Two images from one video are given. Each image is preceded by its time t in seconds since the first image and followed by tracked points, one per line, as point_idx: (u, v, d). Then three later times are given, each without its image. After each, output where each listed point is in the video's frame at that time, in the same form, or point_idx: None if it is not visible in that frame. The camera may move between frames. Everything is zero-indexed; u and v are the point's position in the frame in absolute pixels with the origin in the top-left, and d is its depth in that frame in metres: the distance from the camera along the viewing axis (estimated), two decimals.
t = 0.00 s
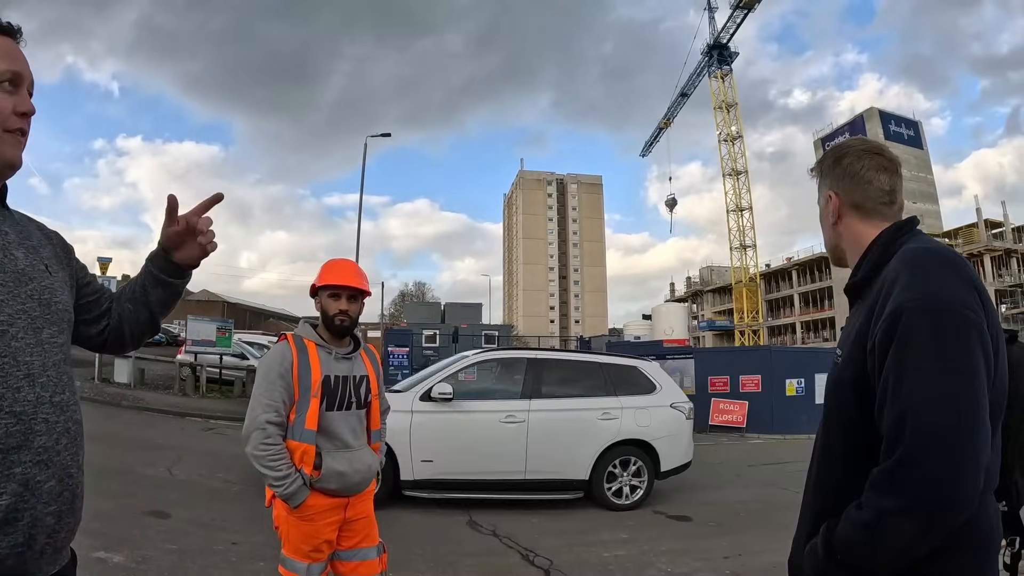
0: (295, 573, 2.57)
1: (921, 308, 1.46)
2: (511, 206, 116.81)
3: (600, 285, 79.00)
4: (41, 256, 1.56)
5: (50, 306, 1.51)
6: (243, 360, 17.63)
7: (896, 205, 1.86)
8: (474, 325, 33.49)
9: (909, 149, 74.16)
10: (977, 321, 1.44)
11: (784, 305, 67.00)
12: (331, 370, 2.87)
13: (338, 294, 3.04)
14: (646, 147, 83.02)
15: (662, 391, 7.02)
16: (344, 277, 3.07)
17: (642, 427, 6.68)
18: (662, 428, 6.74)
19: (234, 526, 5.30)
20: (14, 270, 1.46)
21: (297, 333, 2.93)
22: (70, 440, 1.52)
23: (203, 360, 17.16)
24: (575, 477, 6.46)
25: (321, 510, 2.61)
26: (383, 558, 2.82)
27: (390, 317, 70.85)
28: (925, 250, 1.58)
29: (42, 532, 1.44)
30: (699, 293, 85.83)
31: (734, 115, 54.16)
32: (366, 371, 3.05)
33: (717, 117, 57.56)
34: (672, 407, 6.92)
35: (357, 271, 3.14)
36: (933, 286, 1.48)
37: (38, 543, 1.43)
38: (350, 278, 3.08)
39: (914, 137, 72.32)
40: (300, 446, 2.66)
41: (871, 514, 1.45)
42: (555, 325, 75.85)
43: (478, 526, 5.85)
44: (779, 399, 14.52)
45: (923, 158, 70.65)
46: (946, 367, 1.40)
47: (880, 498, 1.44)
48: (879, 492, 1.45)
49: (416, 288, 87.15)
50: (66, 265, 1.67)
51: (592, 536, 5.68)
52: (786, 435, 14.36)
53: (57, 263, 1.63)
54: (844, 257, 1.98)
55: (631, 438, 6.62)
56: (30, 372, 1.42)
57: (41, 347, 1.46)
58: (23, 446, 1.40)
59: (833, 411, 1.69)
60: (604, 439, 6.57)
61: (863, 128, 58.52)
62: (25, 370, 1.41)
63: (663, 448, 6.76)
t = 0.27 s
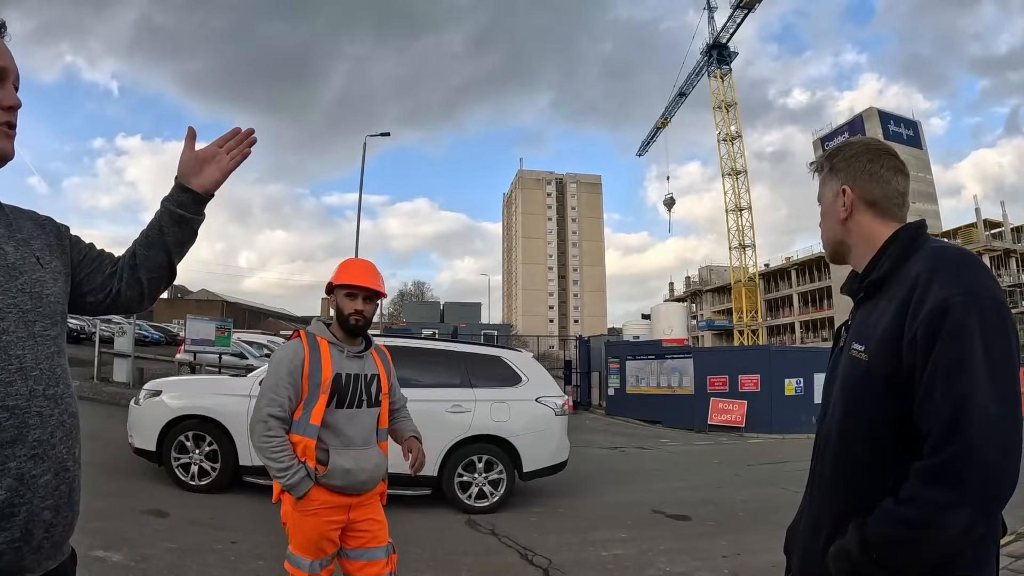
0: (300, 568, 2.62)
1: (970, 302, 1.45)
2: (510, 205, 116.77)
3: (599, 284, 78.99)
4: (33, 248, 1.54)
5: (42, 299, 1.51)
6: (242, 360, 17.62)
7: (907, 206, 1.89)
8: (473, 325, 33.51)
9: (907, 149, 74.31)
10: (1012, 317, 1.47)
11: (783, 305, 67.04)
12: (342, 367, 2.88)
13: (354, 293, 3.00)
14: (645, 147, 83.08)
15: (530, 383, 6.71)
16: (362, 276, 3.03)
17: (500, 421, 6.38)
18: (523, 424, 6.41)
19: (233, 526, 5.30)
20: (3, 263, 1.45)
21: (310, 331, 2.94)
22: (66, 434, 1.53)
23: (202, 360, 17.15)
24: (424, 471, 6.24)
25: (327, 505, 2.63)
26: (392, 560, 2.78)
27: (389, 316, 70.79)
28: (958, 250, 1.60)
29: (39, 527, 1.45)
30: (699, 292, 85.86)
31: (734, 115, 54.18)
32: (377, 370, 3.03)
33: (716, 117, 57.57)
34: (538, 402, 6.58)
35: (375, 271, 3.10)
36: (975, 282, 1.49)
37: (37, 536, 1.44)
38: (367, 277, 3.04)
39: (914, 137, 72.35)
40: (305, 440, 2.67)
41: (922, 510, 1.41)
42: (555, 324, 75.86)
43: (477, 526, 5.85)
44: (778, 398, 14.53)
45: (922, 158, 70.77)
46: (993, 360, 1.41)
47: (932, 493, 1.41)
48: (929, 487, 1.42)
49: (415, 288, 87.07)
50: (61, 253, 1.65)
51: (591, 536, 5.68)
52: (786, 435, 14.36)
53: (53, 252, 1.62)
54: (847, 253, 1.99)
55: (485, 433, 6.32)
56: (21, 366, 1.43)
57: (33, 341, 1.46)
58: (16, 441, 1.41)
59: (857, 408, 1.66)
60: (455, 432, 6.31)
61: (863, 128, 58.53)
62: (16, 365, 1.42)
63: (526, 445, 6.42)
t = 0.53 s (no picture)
0: (313, 569, 2.63)
1: (992, 300, 1.48)
2: (509, 204, 116.45)
3: (598, 284, 79.01)
4: (27, 246, 1.55)
5: (37, 297, 1.52)
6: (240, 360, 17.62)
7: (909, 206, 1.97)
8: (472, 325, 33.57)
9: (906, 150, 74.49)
10: None
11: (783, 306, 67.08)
12: (356, 362, 2.89)
13: (369, 296, 2.97)
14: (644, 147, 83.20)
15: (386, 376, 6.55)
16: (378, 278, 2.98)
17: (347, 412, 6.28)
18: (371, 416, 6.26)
19: (232, 525, 5.30)
20: None
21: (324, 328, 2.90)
22: (63, 430, 1.54)
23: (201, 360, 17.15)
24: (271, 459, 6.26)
25: (343, 502, 2.64)
26: (403, 562, 2.80)
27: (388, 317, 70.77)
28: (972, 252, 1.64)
29: (38, 523, 1.46)
30: (697, 292, 85.92)
31: (733, 115, 54.26)
32: (394, 368, 3.02)
33: (716, 118, 57.63)
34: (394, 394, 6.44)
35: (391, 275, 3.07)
36: (995, 282, 1.52)
37: (35, 532, 1.45)
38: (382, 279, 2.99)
39: (912, 137, 72.36)
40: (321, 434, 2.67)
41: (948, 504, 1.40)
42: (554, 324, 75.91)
43: (477, 525, 5.86)
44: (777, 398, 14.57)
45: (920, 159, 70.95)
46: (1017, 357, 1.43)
47: (961, 486, 1.40)
48: (956, 480, 1.41)
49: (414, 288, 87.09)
50: (56, 250, 1.65)
51: (590, 535, 5.70)
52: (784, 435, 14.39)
53: (48, 249, 1.62)
54: (855, 248, 2.00)
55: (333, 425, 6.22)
56: (18, 364, 1.44)
57: (30, 339, 1.48)
58: (14, 437, 1.42)
59: (872, 405, 1.66)
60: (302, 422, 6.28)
61: (862, 128, 58.60)
62: (13, 362, 1.43)
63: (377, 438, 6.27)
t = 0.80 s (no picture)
0: (321, 565, 2.63)
1: (1003, 298, 1.50)
2: (509, 205, 116.48)
3: (597, 285, 79.01)
4: (25, 245, 1.55)
5: (36, 297, 1.52)
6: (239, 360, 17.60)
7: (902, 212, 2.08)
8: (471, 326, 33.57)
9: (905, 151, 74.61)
10: None
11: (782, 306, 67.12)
12: (374, 359, 2.96)
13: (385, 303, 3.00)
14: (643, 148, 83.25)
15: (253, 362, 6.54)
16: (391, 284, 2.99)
17: (207, 398, 6.32)
18: (230, 403, 6.30)
19: (230, 525, 5.30)
20: None
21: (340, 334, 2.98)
22: (62, 429, 1.54)
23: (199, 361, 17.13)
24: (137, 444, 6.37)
25: (352, 496, 2.67)
26: (411, 566, 2.79)
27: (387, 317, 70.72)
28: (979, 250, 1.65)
29: (36, 521, 1.46)
30: (697, 293, 85.94)
31: (732, 116, 54.28)
32: (411, 366, 3.06)
33: (715, 118, 57.66)
34: (249, 380, 6.40)
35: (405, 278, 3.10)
36: (1004, 280, 1.54)
37: (33, 530, 1.45)
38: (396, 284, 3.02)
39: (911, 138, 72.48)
40: (332, 424, 2.76)
41: (968, 501, 1.41)
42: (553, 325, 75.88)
43: (476, 526, 5.86)
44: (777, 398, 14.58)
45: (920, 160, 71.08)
46: None
47: (980, 483, 1.41)
48: (975, 477, 1.42)
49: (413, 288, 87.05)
50: (54, 250, 1.65)
51: (589, 536, 5.69)
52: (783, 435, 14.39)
53: (46, 249, 1.62)
54: (876, 241, 1.97)
55: (191, 409, 6.29)
56: (17, 363, 1.44)
57: (28, 339, 1.48)
58: (13, 436, 1.42)
59: (882, 405, 1.66)
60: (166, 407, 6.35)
61: (862, 129, 58.62)
62: (12, 361, 1.43)
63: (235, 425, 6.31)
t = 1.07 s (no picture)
0: (325, 562, 2.61)
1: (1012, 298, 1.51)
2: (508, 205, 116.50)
3: (596, 286, 78.98)
4: (25, 250, 1.56)
5: (32, 301, 1.52)
6: (239, 360, 17.60)
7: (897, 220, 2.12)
8: (470, 326, 33.57)
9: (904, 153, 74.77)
10: None
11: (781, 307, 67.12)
12: (387, 359, 3.00)
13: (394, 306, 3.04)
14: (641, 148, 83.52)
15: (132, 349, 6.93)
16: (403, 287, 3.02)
17: (91, 382, 6.76)
18: (109, 388, 6.73)
19: (229, 526, 5.30)
20: None
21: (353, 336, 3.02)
22: (57, 431, 1.54)
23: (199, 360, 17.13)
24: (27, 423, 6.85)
25: (357, 492, 2.68)
26: (414, 567, 2.79)
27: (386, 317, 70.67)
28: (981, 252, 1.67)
29: (29, 522, 1.45)
30: (696, 294, 85.96)
31: (731, 117, 54.34)
32: (422, 368, 3.06)
33: (714, 120, 57.68)
34: (126, 366, 6.80)
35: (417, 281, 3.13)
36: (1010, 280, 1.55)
37: (26, 531, 1.45)
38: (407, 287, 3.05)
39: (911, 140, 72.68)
40: (341, 419, 2.79)
41: (985, 499, 1.41)
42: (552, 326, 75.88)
43: (475, 526, 5.86)
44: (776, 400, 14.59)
45: (919, 161, 71.18)
46: None
47: (997, 481, 1.42)
48: (990, 475, 1.43)
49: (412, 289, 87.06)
50: (55, 255, 1.66)
51: (588, 536, 5.70)
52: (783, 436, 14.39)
53: (45, 254, 1.63)
54: (881, 241, 1.98)
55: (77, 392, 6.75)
56: (12, 365, 1.44)
57: (23, 342, 1.48)
58: (7, 437, 1.42)
59: (890, 405, 1.66)
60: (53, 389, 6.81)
61: (862, 131, 58.56)
62: (7, 363, 1.44)
63: (112, 409, 6.73)
